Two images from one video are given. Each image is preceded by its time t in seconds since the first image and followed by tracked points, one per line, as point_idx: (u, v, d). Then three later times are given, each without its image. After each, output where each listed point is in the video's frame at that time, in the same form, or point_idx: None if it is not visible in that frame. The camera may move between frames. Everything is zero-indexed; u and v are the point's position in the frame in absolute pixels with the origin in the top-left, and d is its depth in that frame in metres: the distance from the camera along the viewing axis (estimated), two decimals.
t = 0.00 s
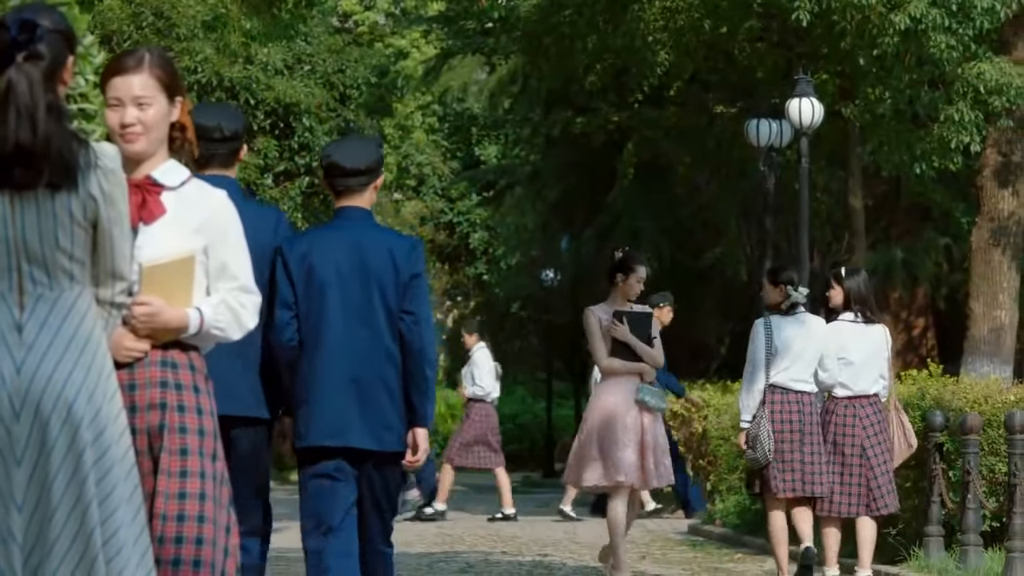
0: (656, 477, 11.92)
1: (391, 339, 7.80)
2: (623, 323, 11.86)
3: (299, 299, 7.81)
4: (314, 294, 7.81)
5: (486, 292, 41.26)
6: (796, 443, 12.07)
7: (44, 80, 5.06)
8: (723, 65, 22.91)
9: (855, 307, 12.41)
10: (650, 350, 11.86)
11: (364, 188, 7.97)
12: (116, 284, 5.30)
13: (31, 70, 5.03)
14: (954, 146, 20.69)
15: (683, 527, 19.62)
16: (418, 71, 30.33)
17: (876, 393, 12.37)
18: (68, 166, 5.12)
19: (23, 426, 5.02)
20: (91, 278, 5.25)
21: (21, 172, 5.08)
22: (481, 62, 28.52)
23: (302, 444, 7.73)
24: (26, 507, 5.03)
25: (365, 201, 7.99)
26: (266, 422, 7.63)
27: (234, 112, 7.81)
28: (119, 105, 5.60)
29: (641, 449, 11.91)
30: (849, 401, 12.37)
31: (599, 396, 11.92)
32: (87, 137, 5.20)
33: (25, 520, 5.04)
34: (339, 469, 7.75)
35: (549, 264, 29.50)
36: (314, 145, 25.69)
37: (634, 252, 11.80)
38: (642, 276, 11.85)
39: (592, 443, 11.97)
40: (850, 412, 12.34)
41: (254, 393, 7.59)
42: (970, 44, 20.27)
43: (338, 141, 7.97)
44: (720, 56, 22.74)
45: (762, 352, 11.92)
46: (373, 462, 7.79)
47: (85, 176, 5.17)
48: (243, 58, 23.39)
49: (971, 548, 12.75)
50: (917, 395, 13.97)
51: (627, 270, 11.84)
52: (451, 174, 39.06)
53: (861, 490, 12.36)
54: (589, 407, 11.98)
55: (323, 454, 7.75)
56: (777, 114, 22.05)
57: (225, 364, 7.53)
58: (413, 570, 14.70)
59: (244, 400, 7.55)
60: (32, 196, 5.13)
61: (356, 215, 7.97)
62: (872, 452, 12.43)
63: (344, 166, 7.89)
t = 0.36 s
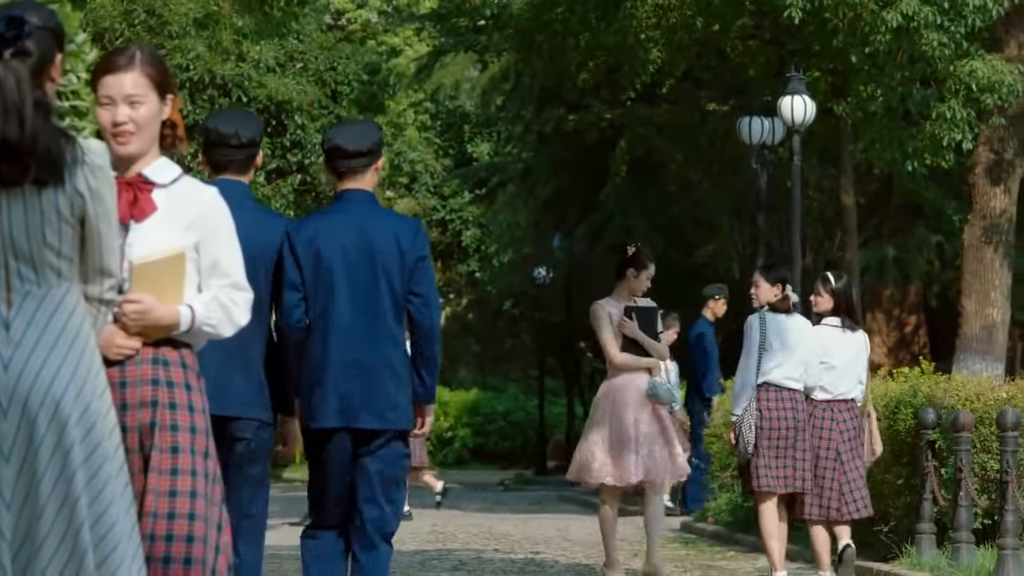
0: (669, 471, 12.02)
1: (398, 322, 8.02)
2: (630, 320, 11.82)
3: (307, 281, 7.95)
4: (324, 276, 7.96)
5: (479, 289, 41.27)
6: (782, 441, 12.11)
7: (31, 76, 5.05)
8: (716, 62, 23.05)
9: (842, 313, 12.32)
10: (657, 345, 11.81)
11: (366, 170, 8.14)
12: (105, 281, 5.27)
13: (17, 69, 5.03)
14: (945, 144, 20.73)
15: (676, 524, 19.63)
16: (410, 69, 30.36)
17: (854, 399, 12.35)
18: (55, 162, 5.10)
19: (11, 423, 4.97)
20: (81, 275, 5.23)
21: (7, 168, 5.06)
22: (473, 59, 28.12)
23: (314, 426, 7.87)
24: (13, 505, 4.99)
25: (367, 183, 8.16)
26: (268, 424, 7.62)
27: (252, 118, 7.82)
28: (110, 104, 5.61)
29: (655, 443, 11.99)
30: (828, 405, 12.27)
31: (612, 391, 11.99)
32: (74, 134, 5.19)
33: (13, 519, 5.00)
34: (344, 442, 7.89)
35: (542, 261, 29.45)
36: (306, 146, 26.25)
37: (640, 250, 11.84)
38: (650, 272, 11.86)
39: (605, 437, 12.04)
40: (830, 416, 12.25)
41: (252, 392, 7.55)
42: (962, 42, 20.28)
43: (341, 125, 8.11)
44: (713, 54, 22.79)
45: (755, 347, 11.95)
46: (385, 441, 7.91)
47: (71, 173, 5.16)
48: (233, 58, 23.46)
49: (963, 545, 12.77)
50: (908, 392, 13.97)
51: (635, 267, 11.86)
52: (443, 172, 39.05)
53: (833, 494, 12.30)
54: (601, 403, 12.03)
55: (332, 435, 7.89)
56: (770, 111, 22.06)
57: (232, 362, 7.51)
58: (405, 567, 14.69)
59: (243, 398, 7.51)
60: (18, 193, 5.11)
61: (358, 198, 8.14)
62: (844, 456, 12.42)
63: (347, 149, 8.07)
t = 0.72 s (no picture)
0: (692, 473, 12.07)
1: (387, 329, 8.01)
2: (655, 320, 11.84)
3: (296, 294, 7.99)
4: (312, 288, 7.98)
5: (471, 287, 41.30)
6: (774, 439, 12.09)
7: (17, 73, 5.00)
8: (707, 60, 23.11)
9: (826, 308, 12.36)
10: (681, 346, 11.88)
11: (348, 182, 8.15)
12: (95, 279, 5.24)
13: (5, 64, 4.97)
14: (936, 142, 20.72)
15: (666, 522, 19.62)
16: (401, 67, 30.41)
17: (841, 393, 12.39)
18: (41, 159, 5.07)
19: None
20: (70, 273, 5.20)
21: None
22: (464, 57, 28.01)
23: (318, 437, 7.95)
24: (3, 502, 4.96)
25: (349, 195, 8.16)
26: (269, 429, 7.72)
27: (239, 132, 8.01)
28: (102, 102, 5.59)
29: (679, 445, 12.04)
30: (819, 399, 12.30)
31: (636, 393, 12.03)
32: (62, 131, 5.16)
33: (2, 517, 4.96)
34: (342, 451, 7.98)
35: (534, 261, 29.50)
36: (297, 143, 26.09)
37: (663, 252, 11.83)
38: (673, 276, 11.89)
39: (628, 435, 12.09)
40: (821, 410, 12.28)
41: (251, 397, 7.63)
42: (954, 40, 20.27)
43: (323, 138, 8.14)
44: (704, 51, 22.84)
45: (746, 347, 12.06)
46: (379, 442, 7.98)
47: (59, 169, 5.13)
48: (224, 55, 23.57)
49: (954, 543, 12.76)
50: (900, 390, 13.96)
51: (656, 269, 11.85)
52: (435, 170, 39.08)
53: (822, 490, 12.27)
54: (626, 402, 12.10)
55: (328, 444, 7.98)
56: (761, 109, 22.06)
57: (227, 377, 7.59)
58: (396, 566, 14.66)
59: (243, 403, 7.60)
60: (6, 189, 5.08)
61: (341, 210, 8.12)
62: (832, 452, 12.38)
63: (328, 162, 8.10)
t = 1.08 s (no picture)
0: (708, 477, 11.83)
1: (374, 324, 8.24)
2: (674, 325, 11.69)
3: (285, 286, 8.20)
4: (302, 281, 8.20)
5: (463, 284, 41.32)
6: (760, 434, 12.27)
7: (15, 72, 5.01)
8: (700, 57, 23.15)
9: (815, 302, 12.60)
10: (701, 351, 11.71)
11: (344, 180, 8.36)
12: (89, 279, 5.24)
13: (3, 63, 4.98)
14: (929, 140, 20.77)
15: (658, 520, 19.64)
16: (394, 64, 30.43)
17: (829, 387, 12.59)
18: (39, 159, 5.07)
19: None
20: (63, 272, 5.20)
21: None
22: (456, 55, 28.29)
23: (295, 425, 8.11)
24: None
25: (345, 193, 8.39)
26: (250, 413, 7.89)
27: (223, 119, 8.04)
28: (95, 98, 5.56)
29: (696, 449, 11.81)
30: (807, 394, 12.52)
31: (653, 397, 11.81)
32: (58, 129, 5.16)
33: None
34: (325, 443, 8.16)
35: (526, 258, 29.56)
36: (290, 142, 26.07)
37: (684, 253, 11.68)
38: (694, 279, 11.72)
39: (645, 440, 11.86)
40: (807, 404, 12.47)
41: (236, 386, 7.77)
42: (946, 38, 20.31)
43: (318, 135, 8.34)
44: (697, 49, 22.88)
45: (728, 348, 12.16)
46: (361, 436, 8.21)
47: (54, 168, 5.13)
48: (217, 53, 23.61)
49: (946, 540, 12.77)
50: (892, 388, 13.99)
51: (676, 272, 11.69)
52: (428, 167, 39.08)
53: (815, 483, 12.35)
54: (642, 408, 11.88)
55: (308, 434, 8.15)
56: (752, 106, 22.10)
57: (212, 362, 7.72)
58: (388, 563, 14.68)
59: (234, 385, 7.79)
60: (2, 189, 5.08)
61: (335, 207, 8.36)
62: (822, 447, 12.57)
63: (325, 160, 8.30)
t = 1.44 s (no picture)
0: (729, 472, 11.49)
1: (374, 323, 8.29)
2: (688, 318, 11.35)
3: (289, 283, 8.29)
4: (304, 278, 8.28)
5: (454, 281, 41.36)
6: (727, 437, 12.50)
7: (10, 79, 5.03)
8: (690, 54, 23.21)
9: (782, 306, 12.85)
10: (719, 343, 11.34)
11: (349, 180, 8.44)
12: (82, 277, 5.22)
13: None
14: (919, 137, 20.83)
15: (650, 517, 19.66)
16: (384, 61, 30.44)
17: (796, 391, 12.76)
18: (38, 159, 5.07)
19: None
20: (58, 270, 5.19)
21: None
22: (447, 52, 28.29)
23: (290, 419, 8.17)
24: None
25: (349, 192, 8.46)
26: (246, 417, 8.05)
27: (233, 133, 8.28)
28: (86, 95, 5.56)
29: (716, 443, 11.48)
30: (774, 398, 12.71)
31: (669, 389, 11.53)
32: (54, 127, 5.15)
33: None
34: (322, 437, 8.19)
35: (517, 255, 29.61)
36: (282, 138, 26.02)
37: (699, 246, 11.36)
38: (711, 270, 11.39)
39: (662, 434, 11.57)
40: (774, 407, 12.68)
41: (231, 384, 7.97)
42: (936, 35, 20.34)
43: (322, 136, 8.43)
44: (688, 46, 22.93)
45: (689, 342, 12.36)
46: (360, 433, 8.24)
47: (50, 167, 5.12)
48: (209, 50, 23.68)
49: (936, 537, 12.78)
50: (882, 385, 14.00)
51: (691, 264, 11.39)
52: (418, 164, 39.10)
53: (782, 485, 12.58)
54: (660, 400, 11.59)
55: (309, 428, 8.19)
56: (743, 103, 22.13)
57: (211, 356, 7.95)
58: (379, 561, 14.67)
59: (224, 393, 7.96)
60: None
61: (340, 206, 8.43)
62: (793, 448, 12.76)
63: (330, 158, 8.38)
